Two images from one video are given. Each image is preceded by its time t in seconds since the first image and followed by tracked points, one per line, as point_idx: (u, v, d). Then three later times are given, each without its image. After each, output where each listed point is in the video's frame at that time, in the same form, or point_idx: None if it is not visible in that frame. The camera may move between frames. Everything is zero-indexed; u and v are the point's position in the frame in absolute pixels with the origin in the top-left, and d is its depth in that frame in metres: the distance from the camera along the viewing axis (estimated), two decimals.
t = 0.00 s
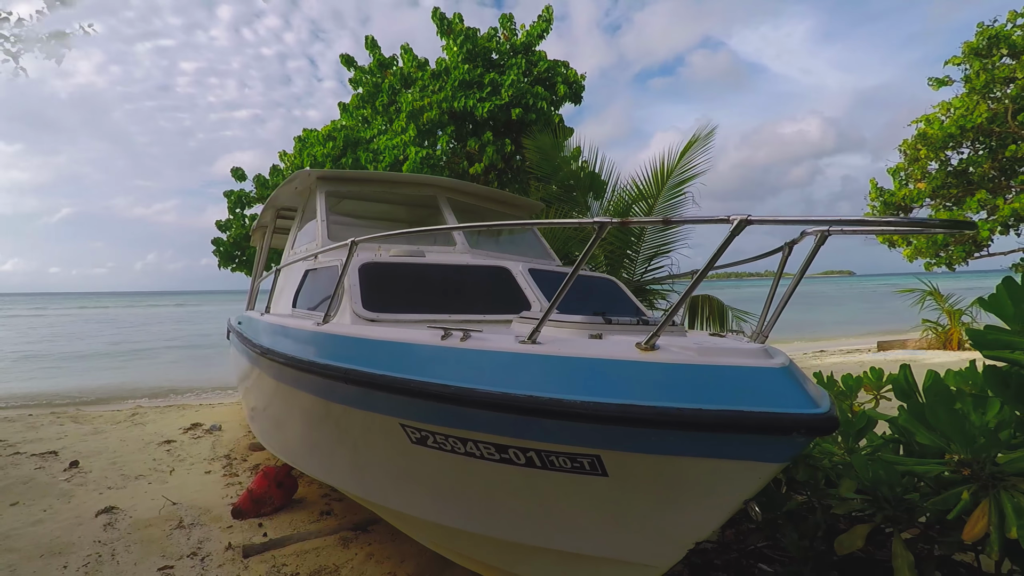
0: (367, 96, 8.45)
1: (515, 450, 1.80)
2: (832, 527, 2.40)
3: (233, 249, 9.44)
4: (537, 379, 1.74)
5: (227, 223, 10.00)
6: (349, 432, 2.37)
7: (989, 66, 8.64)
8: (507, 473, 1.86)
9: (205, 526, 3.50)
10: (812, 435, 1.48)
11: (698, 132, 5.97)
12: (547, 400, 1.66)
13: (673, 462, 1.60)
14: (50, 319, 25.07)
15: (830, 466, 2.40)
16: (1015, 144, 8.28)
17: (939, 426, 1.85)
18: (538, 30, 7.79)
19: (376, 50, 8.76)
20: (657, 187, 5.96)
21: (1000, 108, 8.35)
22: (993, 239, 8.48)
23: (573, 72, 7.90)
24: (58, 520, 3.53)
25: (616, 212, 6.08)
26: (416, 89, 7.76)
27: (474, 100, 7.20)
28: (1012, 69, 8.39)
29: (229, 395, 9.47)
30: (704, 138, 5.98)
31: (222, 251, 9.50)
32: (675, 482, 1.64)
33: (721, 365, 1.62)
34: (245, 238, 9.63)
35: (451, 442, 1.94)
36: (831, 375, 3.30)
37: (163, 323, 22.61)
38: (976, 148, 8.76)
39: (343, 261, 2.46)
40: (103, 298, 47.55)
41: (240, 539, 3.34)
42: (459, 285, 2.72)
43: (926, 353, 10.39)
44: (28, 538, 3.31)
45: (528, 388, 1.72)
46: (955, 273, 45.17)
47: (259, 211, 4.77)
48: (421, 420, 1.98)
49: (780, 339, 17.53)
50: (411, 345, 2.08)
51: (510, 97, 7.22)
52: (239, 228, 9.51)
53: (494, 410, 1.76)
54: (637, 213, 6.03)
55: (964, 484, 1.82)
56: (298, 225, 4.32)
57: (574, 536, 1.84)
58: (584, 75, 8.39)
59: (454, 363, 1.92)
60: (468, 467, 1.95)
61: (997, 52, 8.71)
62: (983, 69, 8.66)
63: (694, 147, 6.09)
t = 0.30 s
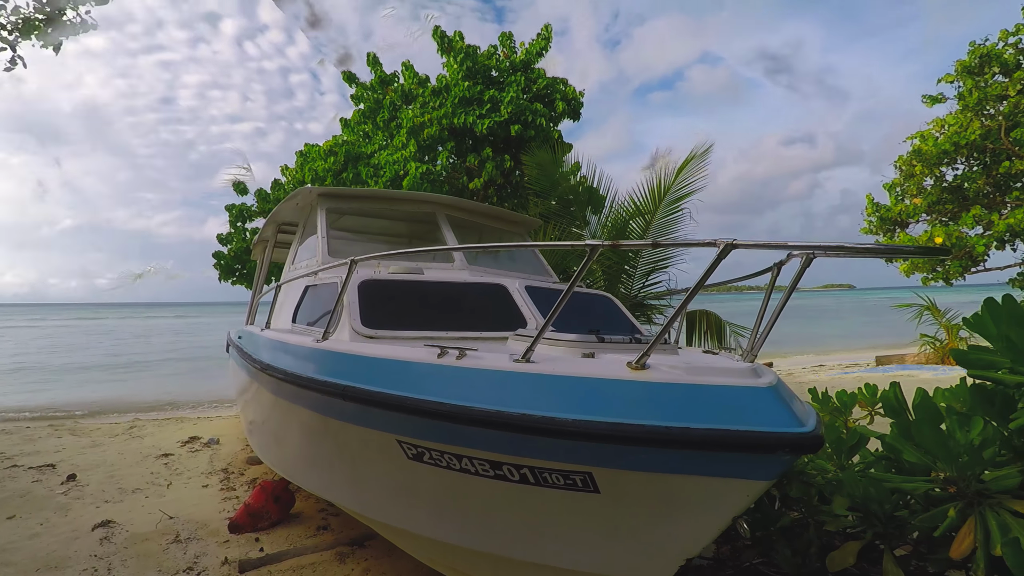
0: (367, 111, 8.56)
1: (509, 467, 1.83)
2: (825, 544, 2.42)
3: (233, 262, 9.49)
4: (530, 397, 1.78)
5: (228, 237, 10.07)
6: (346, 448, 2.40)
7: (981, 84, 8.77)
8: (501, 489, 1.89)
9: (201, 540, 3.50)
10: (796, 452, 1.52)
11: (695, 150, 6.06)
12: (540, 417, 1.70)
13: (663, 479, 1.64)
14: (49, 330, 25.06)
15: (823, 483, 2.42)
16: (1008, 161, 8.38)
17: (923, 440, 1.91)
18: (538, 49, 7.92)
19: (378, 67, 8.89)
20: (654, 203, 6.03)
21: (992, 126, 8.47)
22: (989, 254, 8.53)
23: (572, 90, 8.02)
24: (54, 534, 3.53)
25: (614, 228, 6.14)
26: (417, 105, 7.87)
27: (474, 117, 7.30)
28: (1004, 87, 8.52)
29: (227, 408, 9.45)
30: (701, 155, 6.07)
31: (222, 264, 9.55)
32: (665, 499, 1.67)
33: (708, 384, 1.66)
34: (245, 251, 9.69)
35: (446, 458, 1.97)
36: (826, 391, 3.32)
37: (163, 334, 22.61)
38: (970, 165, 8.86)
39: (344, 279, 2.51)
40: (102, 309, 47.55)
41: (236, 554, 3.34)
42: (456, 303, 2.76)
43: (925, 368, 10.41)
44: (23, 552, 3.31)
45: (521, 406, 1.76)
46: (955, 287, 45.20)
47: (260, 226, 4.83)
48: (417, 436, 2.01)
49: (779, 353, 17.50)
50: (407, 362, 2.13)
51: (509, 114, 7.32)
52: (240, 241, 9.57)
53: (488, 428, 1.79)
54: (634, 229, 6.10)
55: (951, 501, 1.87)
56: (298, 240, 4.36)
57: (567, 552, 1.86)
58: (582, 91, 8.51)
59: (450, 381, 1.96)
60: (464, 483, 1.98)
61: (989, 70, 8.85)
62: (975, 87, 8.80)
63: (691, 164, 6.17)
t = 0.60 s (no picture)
0: (368, 132, 8.68)
1: (504, 488, 1.84)
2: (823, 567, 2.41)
3: (233, 280, 9.53)
4: (524, 418, 1.80)
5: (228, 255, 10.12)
6: (343, 468, 2.40)
7: (974, 106, 8.89)
8: (496, 510, 1.90)
9: (197, 562, 3.48)
10: (788, 475, 1.53)
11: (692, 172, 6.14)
12: (534, 439, 1.71)
13: (656, 501, 1.65)
14: (46, 347, 24.98)
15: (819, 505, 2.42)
16: (1002, 181, 8.47)
17: (916, 463, 1.93)
18: (536, 72, 8.05)
19: (379, 89, 9.03)
20: (651, 223, 6.08)
21: (986, 147, 8.58)
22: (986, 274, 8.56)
23: (570, 111, 8.14)
24: (49, 556, 3.51)
25: (612, 248, 6.19)
26: (416, 126, 7.97)
27: (473, 138, 7.41)
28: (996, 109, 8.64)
29: (224, 428, 9.40)
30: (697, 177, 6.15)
31: (222, 283, 9.59)
32: (659, 521, 1.68)
33: (699, 407, 1.68)
34: (245, 270, 9.73)
35: (442, 479, 1.98)
36: (823, 412, 3.32)
37: (160, 352, 22.52)
38: (965, 185, 8.95)
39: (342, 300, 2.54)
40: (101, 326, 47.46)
41: None
42: (453, 324, 2.79)
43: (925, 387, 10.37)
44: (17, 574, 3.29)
45: (515, 427, 1.78)
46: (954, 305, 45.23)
47: (260, 244, 4.87)
48: (413, 457, 2.02)
49: (780, 371, 17.46)
50: (403, 384, 2.15)
51: (508, 135, 7.42)
52: (241, 260, 9.62)
53: (483, 449, 1.81)
54: (632, 249, 6.15)
55: (945, 523, 1.89)
56: (298, 259, 4.40)
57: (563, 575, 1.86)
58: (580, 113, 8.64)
59: (445, 402, 1.98)
60: (460, 505, 1.99)
61: (981, 92, 8.99)
62: (968, 109, 8.93)
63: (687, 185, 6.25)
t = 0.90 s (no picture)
0: (369, 144, 8.76)
1: (495, 502, 1.87)
2: None
3: (232, 290, 9.57)
4: (515, 433, 1.83)
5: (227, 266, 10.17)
6: (337, 481, 2.43)
7: (970, 121, 8.98)
8: (488, 524, 1.92)
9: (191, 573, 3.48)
10: (772, 491, 1.56)
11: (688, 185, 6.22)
12: (525, 454, 1.74)
13: (643, 516, 1.68)
14: (43, 354, 24.98)
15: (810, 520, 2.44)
16: (998, 196, 8.54)
17: (903, 481, 1.96)
18: (536, 85, 8.15)
19: (379, 102, 9.13)
20: (648, 235, 6.14)
21: (982, 162, 8.66)
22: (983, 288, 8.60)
23: (568, 125, 8.22)
24: (44, 566, 3.51)
25: (610, 260, 6.25)
26: (416, 139, 8.05)
27: (473, 151, 7.49)
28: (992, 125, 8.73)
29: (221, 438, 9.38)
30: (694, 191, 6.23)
31: (221, 293, 9.63)
32: (647, 535, 1.71)
33: (686, 423, 1.72)
34: (245, 280, 9.78)
35: (434, 493, 2.00)
36: (817, 427, 3.34)
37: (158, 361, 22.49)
38: (962, 200, 9.01)
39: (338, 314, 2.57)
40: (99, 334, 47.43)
41: None
42: (448, 337, 2.82)
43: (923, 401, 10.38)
44: None
45: (506, 442, 1.81)
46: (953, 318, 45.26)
47: (260, 256, 4.92)
48: (406, 471, 2.04)
49: (779, 382, 17.43)
50: (396, 398, 2.18)
51: (507, 148, 7.50)
52: (240, 270, 9.67)
53: (474, 463, 1.83)
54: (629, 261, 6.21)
55: (930, 539, 1.92)
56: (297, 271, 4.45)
57: None
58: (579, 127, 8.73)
59: (437, 417, 2.01)
60: (452, 518, 2.01)
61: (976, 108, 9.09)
62: (963, 124, 9.02)
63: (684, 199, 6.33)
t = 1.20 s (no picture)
0: (369, 154, 8.84)
1: (485, 515, 1.89)
2: None
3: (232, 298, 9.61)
4: (505, 447, 1.85)
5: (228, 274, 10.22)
6: (331, 491, 2.45)
7: (968, 135, 9.04)
8: (478, 536, 1.94)
9: None
10: (757, 506, 1.58)
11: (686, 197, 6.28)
12: (514, 467, 1.77)
13: (629, 530, 1.70)
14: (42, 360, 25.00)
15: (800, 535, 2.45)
16: (997, 210, 8.57)
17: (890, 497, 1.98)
18: (535, 97, 8.24)
19: (381, 112, 9.22)
20: (646, 246, 6.18)
21: (981, 176, 8.69)
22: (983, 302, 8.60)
23: (568, 136, 8.30)
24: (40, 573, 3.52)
25: (608, 272, 6.29)
26: (417, 149, 8.13)
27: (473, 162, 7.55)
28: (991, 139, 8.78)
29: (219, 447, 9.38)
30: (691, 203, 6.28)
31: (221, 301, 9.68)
32: (634, 549, 1.73)
33: (673, 438, 1.74)
34: (245, 289, 9.83)
35: (425, 505, 2.03)
36: (810, 441, 3.35)
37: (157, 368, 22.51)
38: (961, 213, 9.03)
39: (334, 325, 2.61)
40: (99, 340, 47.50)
41: None
42: (443, 349, 2.85)
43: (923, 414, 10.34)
44: None
45: (496, 455, 1.83)
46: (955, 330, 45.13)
47: (260, 265, 4.97)
48: (398, 482, 2.07)
49: (779, 394, 17.38)
50: (390, 410, 2.21)
51: (507, 159, 7.56)
52: (241, 278, 9.72)
53: (465, 476, 1.86)
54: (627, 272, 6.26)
55: (916, 556, 1.93)
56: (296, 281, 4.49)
57: None
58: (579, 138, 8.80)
59: (429, 429, 2.03)
60: (443, 530, 2.03)
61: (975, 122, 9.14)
62: (962, 138, 9.07)
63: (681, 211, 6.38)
